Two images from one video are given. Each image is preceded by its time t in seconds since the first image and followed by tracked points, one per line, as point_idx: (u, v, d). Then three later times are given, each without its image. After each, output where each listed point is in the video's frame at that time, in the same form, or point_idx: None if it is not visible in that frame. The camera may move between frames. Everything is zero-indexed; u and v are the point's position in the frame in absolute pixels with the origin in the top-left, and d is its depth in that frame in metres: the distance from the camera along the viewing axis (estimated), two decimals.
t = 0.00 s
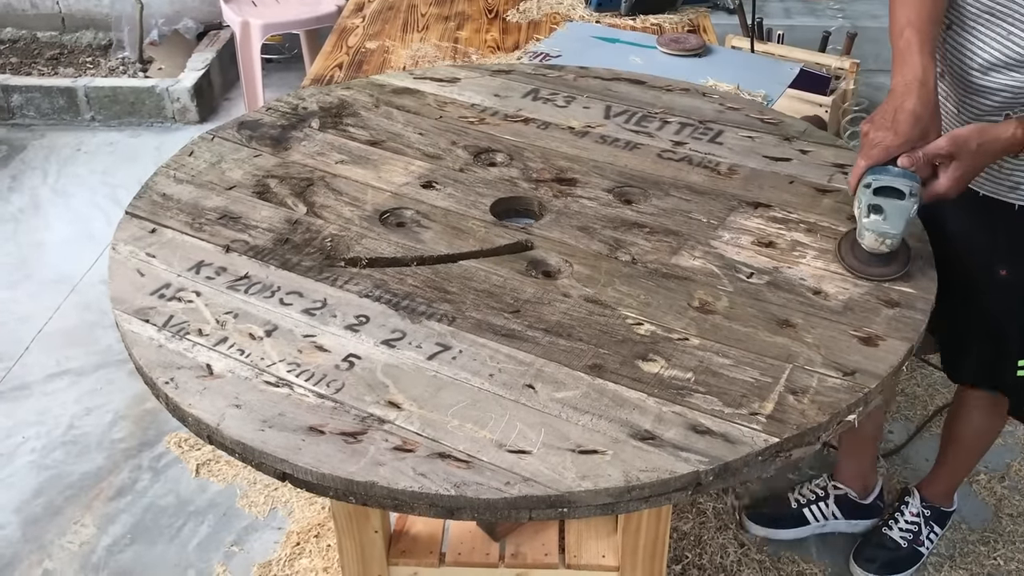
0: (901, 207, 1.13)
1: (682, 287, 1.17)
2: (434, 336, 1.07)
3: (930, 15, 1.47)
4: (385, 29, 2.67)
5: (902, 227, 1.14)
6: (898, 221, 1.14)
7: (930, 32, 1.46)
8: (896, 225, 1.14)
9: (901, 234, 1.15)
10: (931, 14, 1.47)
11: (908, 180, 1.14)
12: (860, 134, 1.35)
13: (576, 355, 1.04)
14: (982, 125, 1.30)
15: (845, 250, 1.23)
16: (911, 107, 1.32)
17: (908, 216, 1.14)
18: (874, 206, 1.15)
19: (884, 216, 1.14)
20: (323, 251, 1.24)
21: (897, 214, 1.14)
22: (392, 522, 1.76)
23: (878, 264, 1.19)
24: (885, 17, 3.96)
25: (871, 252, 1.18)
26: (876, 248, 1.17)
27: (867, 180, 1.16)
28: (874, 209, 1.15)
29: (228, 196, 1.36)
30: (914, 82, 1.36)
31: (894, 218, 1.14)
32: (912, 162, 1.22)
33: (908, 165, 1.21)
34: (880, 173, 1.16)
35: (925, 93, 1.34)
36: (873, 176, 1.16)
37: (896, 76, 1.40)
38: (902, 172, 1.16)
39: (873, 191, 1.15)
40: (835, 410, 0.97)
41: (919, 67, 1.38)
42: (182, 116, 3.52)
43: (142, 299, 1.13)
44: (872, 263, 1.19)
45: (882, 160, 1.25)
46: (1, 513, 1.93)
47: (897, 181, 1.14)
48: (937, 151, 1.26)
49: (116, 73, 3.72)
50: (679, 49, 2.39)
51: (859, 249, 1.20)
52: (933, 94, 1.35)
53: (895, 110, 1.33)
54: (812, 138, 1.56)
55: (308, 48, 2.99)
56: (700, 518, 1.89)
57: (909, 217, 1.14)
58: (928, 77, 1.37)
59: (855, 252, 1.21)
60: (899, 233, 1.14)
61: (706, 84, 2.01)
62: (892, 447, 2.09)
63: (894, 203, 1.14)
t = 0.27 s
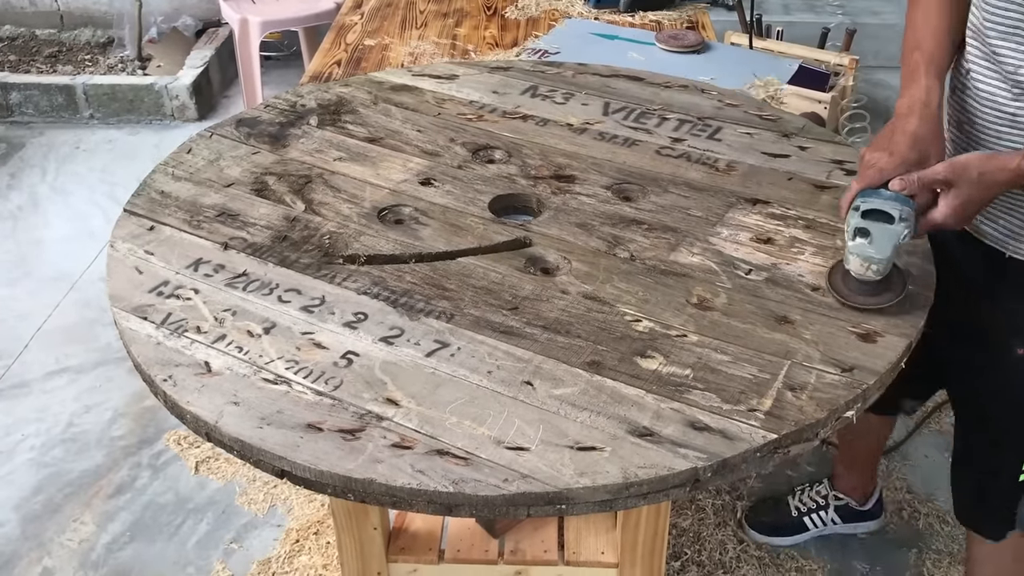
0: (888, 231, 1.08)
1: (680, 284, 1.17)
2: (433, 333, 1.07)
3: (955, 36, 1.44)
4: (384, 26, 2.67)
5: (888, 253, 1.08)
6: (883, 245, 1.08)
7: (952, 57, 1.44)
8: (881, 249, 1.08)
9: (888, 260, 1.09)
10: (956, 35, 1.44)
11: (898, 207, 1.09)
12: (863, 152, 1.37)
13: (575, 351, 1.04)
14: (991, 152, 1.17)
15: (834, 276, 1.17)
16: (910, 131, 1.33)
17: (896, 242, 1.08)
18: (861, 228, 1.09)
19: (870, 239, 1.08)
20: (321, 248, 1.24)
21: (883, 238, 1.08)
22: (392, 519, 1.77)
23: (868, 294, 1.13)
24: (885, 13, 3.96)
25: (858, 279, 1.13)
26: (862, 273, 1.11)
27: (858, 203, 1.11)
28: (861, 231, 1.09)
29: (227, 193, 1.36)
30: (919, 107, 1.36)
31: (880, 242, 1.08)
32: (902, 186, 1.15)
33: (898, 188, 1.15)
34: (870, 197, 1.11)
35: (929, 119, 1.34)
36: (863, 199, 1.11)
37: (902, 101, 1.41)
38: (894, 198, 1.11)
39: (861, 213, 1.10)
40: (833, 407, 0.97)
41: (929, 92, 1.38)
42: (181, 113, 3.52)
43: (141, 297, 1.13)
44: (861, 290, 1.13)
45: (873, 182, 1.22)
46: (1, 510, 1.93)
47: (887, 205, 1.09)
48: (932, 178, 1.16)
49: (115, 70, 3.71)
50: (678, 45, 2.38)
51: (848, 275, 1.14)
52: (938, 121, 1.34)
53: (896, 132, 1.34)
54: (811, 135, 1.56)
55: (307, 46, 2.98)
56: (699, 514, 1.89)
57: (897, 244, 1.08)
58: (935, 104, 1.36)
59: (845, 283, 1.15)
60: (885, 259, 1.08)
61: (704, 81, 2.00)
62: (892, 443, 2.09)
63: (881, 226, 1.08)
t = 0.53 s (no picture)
0: (904, 264, 1.03)
1: (679, 283, 1.17)
2: (433, 332, 1.08)
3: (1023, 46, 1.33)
4: (384, 27, 2.68)
5: (901, 287, 1.04)
6: (896, 278, 1.04)
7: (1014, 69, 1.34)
8: (894, 283, 1.04)
9: (902, 293, 1.05)
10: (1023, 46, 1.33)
11: (919, 238, 1.02)
12: (901, 161, 1.30)
13: (574, 350, 1.05)
14: None
15: (852, 293, 1.13)
16: (953, 152, 1.25)
17: (911, 275, 1.03)
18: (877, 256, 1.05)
19: (884, 271, 1.05)
20: (321, 248, 1.24)
21: (897, 270, 1.04)
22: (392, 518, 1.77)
23: (883, 319, 1.08)
24: (883, 13, 3.96)
25: (872, 305, 1.09)
26: (875, 301, 1.07)
27: (878, 227, 1.06)
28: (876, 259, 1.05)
29: (227, 193, 1.36)
30: (969, 124, 1.28)
31: (893, 275, 1.04)
32: (932, 217, 1.05)
33: (925, 217, 1.05)
34: (892, 222, 1.05)
35: (976, 140, 1.26)
36: (884, 224, 1.05)
37: (952, 110, 1.32)
38: (917, 225, 1.04)
39: (880, 240, 1.05)
40: (832, 406, 0.97)
41: (982, 109, 1.29)
42: (181, 114, 3.52)
43: (142, 296, 1.13)
44: (876, 314, 1.09)
45: (900, 204, 1.15)
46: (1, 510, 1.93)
47: (907, 235, 1.03)
48: (960, 213, 1.08)
49: (115, 71, 3.72)
50: (677, 45, 2.39)
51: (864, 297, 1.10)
52: (987, 145, 1.26)
53: (938, 149, 1.27)
54: (810, 134, 1.56)
55: (307, 46, 2.99)
56: (699, 514, 1.89)
57: (911, 280, 1.04)
58: (988, 125, 1.28)
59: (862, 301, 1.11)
60: (898, 292, 1.04)
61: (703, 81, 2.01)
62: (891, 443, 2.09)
63: (897, 258, 1.04)
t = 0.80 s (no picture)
0: (891, 267, 1.03)
1: (678, 283, 1.18)
2: (433, 333, 1.08)
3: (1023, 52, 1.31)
4: (384, 29, 2.68)
5: (886, 289, 1.04)
6: (883, 281, 1.04)
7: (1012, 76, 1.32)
8: (879, 285, 1.04)
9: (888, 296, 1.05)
10: None
11: (909, 241, 1.03)
12: (895, 168, 1.27)
13: (574, 351, 1.05)
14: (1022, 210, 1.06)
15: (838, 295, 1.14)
16: (946, 159, 1.23)
17: (896, 278, 1.03)
18: (865, 258, 1.05)
19: (872, 273, 1.05)
20: (322, 248, 1.24)
21: (883, 272, 1.04)
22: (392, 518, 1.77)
23: (867, 321, 1.09)
24: (883, 16, 3.97)
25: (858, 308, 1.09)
26: (860, 303, 1.07)
27: (868, 228, 1.06)
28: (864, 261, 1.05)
29: (228, 194, 1.37)
30: (963, 131, 1.26)
31: (880, 277, 1.04)
32: (923, 222, 1.05)
33: (915, 222, 1.05)
34: (883, 224, 1.05)
35: (970, 147, 1.23)
36: (874, 226, 1.05)
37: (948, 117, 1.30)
38: (908, 229, 1.04)
39: (869, 242, 1.05)
40: (830, 406, 0.97)
41: (977, 116, 1.27)
42: (182, 116, 3.53)
43: (144, 297, 1.14)
44: (863, 317, 1.09)
45: (891, 208, 1.14)
46: (2, 511, 1.94)
47: (895, 238, 1.03)
48: (950, 221, 1.07)
49: (116, 73, 3.73)
50: (677, 47, 2.40)
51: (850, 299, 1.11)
52: (980, 153, 1.23)
53: (932, 156, 1.25)
54: (808, 135, 1.57)
55: (307, 49, 2.99)
56: (699, 514, 1.89)
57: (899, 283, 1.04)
58: (981, 132, 1.25)
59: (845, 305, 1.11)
60: (883, 295, 1.04)
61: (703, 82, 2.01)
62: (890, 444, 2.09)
63: (884, 260, 1.04)
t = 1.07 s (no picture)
0: (882, 297, 0.98)
1: (680, 284, 1.18)
2: (434, 333, 1.08)
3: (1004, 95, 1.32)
4: (385, 28, 2.68)
5: (878, 321, 0.99)
6: (874, 311, 0.99)
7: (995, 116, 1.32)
8: (870, 316, 0.99)
9: (879, 327, 1.00)
10: (1003, 94, 1.32)
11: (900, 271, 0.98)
12: (885, 201, 1.24)
13: (575, 351, 1.05)
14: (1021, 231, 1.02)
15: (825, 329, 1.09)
16: (937, 189, 1.20)
17: (888, 310, 0.98)
18: (853, 288, 1.00)
19: (861, 303, 1.00)
20: (323, 248, 1.24)
21: (875, 303, 0.99)
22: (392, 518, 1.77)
23: (859, 355, 1.03)
24: (885, 16, 3.96)
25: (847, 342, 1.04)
26: (849, 337, 1.02)
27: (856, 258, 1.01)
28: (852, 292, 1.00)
29: (229, 193, 1.37)
30: (951, 163, 1.24)
31: (871, 308, 0.99)
32: (914, 251, 1.00)
33: (905, 252, 1.00)
34: (872, 253, 1.00)
35: (959, 178, 1.22)
36: (863, 256, 1.00)
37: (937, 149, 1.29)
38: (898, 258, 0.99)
39: (858, 272, 1.00)
40: (832, 408, 0.97)
41: (966, 148, 1.26)
42: (183, 115, 3.53)
43: (144, 296, 1.14)
44: (850, 350, 1.04)
45: (880, 238, 1.09)
46: (2, 509, 1.94)
47: (885, 267, 0.98)
48: (946, 246, 1.02)
49: (117, 72, 3.73)
50: (679, 48, 2.39)
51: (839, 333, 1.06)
52: (970, 184, 1.22)
53: (922, 186, 1.22)
54: (811, 136, 1.56)
55: (309, 48, 2.99)
56: (699, 515, 1.89)
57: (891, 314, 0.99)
58: (970, 162, 1.24)
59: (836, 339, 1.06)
60: (874, 326, 1.00)
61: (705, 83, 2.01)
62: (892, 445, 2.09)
63: (875, 291, 0.99)
